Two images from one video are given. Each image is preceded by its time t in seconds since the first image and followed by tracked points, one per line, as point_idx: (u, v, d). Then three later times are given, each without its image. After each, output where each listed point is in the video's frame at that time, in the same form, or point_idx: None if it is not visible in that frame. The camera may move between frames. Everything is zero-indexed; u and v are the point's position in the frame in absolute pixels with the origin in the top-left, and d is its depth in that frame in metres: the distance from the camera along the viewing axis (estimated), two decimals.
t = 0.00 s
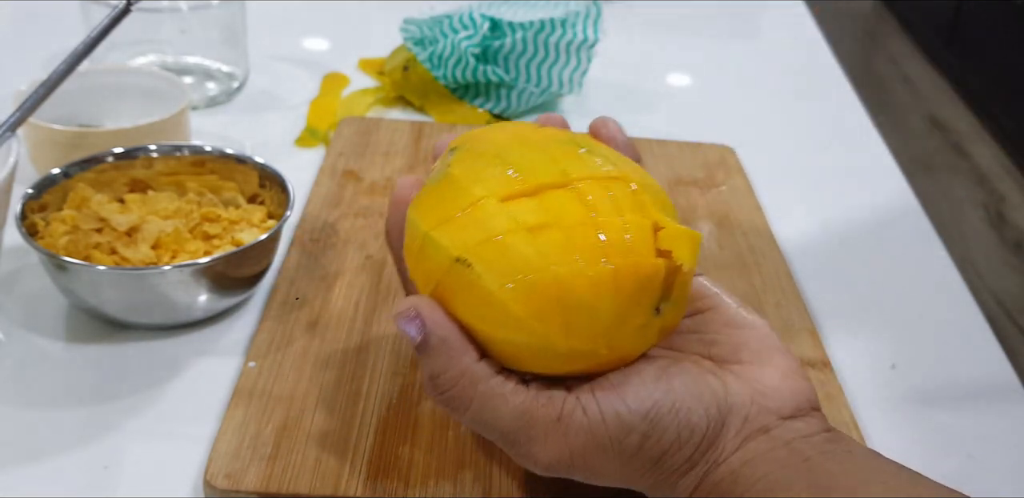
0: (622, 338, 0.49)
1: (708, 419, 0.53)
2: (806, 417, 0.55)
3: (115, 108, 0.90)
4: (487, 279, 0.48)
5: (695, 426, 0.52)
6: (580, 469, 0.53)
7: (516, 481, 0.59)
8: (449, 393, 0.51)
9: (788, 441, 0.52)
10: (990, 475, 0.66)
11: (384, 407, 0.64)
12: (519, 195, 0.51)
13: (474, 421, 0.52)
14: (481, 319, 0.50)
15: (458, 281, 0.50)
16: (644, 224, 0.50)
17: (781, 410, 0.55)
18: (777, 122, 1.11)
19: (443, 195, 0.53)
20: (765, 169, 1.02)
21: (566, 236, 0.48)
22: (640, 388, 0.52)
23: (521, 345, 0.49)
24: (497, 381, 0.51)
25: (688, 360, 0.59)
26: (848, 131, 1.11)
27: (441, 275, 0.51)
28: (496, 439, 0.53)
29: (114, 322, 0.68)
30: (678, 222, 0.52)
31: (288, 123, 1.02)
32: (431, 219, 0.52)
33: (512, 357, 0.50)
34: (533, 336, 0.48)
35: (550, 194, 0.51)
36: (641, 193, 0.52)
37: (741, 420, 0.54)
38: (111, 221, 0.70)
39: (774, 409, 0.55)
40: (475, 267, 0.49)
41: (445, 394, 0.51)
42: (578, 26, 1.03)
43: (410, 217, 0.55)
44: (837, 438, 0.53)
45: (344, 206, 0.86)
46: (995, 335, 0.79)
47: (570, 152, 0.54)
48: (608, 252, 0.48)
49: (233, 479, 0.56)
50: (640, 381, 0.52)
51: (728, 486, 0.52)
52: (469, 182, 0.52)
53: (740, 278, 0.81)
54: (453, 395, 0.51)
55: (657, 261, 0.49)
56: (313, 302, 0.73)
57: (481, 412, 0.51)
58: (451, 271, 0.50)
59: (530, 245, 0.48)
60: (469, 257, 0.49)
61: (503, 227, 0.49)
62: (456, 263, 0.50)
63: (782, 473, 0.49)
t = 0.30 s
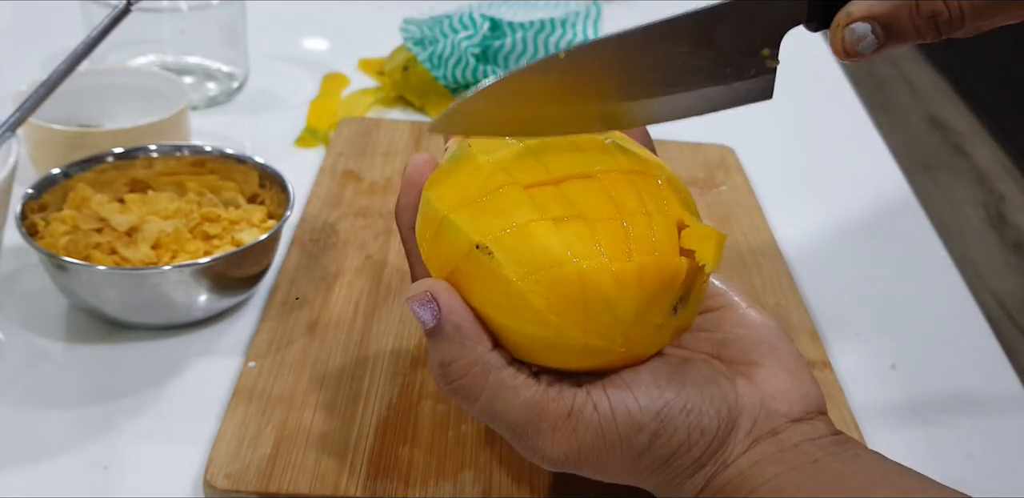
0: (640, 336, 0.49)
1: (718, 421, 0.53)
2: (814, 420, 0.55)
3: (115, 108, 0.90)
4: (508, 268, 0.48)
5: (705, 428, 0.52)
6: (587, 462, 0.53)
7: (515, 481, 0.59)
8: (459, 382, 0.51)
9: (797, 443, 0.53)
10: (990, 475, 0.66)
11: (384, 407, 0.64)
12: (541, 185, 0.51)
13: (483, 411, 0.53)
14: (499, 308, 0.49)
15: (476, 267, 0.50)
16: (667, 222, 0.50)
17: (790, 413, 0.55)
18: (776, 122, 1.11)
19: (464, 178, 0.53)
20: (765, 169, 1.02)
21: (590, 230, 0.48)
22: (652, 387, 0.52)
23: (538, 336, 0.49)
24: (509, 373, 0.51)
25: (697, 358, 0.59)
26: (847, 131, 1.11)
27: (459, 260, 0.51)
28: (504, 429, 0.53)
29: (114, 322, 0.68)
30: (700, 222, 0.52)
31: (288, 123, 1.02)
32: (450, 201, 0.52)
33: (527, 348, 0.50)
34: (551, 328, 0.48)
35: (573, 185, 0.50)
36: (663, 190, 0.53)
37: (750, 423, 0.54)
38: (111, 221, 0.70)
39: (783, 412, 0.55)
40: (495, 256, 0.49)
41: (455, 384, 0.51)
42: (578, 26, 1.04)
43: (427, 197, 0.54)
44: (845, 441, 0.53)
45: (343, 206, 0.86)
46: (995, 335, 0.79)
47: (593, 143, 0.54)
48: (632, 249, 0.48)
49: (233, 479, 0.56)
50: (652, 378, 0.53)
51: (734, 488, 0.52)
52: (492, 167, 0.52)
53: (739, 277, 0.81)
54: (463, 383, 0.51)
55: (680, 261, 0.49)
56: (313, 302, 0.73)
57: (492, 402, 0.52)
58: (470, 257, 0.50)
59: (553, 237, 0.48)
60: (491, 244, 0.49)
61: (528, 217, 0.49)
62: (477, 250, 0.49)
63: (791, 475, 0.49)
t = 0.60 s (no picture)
0: (650, 335, 0.50)
1: (726, 416, 0.53)
2: (822, 422, 0.55)
3: (115, 108, 0.90)
4: (520, 266, 0.49)
5: (713, 424, 0.53)
6: (593, 455, 0.53)
7: (515, 481, 0.59)
8: (468, 371, 0.51)
9: (805, 441, 0.53)
10: (992, 475, 0.66)
11: (384, 407, 0.64)
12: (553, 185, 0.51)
13: (491, 402, 0.52)
14: (510, 305, 0.50)
15: (489, 265, 0.50)
16: (678, 222, 0.50)
17: (798, 412, 0.55)
18: (776, 123, 1.11)
19: (479, 180, 0.53)
20: (766, 169, 1.02)
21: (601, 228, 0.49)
22: (660, 381, 0.52)
23: (548, 334, 0.49)
24: (520, 364, 0.51)
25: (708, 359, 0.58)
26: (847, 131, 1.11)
27: (471, 258, 0.51)
28: (512, 421, 0.53)
29: (114, 322, 0.68)
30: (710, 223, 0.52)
31: (288, 123, 1.02)
32: (463, 201, 0.52)
33: (538, 346, 0.51)
34: (561, 325, 0.49)
35: (584, 184, 0.50)
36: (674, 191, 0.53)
37: (758, 420, 0.54)
38: (111, 221, 0.70)
39: (791, 411, 0.55)
40: (507, 253, 0.49)
41: (465, 373, 0.51)
42: (577, 26, 1.04)
43: (440, 198, 0.55)
44: (851, 441, 0.53)
45: (344, 206, 0.86)
46: (995, 335, 0.79)
47: (606, 148, 0.54)
48: (643, 247, 0.48)
49: (233, 479, 0.56)
50: (660, 374, 0.53)
51: (741, 484, 0.52)
52: (505, 170, 0.53)
53: (739, 277, 0.81)
54: (473, 373, 0.51)
55: (688, 261, 0.49)
56: (313, 302, 0.73)
57: (501, 393, 0.52)
58: (483, 255, 0.50)
59: (564, 236, 0.48)
60: (503, 242, 0.49)
61: (540, 215, 0.49)
62: (489, 247, 0.50)
63: (791, 472, 0.50)
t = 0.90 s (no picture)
0: (665, 322, 0.49)
1: (731, 406, 0.53)
2: (821, 416, 0.55)
3: (115, 108, 0.90)
4: (539, 245, 0.48)
5: (716, 412, 0.52)
6: (600, 440, 0.53)
7: (516, 481, 0.59)
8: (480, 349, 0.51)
9: (806, 434, 0.53)
10: (992, 474, 0.66)
11: (385, 406, 0.64)
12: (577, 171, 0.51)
13: (501, 382, 0.52)
14: (527, 283, 0.49)
15: (508, 244, 0.50)
16: (697, 215, 0.50)
17: (799, 406, 0.55)
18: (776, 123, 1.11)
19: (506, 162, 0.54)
20: (765, 169, 1.02)
21: (621, 213, 0.48)
22: (668, 368, 0.52)
23: (564, 315, 0.49)
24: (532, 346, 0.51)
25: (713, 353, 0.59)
26: (847, 131, 1.11)
27: (491, 237, 0.51)
28: (520, 404, 0.53)
29: (114, 322, 0.68)
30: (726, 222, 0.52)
31: (288, 123, 1.02)
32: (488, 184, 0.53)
33: (552, 329, 0.50)
34: (577, 306, 0.48)
35: (605, 172, 0.50)
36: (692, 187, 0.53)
37: (761, 412, 0.54)
38: (111, 221, 0.70)
39: (792, 405, 0.55)
40: (528, 230, 0.49)
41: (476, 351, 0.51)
42: (577, 26, 1.04)
43: (467, 183, 0.55)
44: (853, 437, 0.53)
45: (343, 206, 0.86)
46: (996, 335, 0.79)
47: (630, 143, 0.55)
48: (663, 234, 0.48)
49: (233, 479, 0.56)
50: (668, 363, 0.52)
51: (743, 475, 0.51)
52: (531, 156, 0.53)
53: (739, 277, 0.81)
54: (484, 352, 0.50)
55: (708, 253, 0.49)
56: (313, 302, 0.73)
57: (511, 374, 0.51)
58: (502, 234, 0.50)
59: (585, 217, 0.48)
60: (525, 220, 0.49)
61: (563, 196, 0.49)
62: (509, 225, 0.49)
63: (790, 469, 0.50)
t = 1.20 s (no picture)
0: (616, 354, 0.50)
1: (708, 421, 0.53)
2: (809, 417, 0.55)
3: (115, 108, 0.90)
4: (484, 296, 0.49)
5: (693, 431, 0.52)
6: (581, 478, 0.53)
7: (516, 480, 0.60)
8: (444, 414, 0.51)
9: (792, 439, 0.53)
10: (990, 474, 0.66)
11: (384, 407, 0.64)
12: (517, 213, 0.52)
13: (471, 440, 0.52)
14: (475, 334, 0.50)
15: (454, 296, 0.50)
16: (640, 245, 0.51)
17: (785, 410, 0.55)
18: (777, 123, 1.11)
19: (447, 207, 0.54)
20: (765, 169, 1.02)
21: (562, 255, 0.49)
22: (634, 395, 0.51)
23: (515, 360, 0.50)
24: (491, 400, 0.51)
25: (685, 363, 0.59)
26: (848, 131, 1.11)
27: (437, 291, 0.51)
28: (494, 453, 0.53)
29: (115, 322, 0.68)
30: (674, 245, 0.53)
31: (288, 123, 1.02)
32: (430, 233, 0.53)
33: (504, 370, 0.51)
34: (526, 352, 0.49)
35: (549, 214, 0.51)
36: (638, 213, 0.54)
37: (743, 420, 0.54)
38: (111, 221, 0.70)
39: (776, 409, 0.55)
40: (471, 283, 0.50)
41: (442, 415, 0.51)
42: (578, 26, 1.03)
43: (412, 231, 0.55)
44: (843, 437, 0.53)
45: (343, 206, 0.86)
46: (996, 336, 0.79)
47: (575, 176, 0.55)
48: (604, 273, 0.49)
49: (233, 479, 0.56)
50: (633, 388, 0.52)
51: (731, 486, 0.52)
52: (469, 198, 0.53)
53: (739, 277, 0.81)
54: (449, 415, 0.51)
55: (653, 281, 0.50)
56: (313, 302, 0.73)
57: (479, 430, 0.51)
58: (448, 286, 0.51)
59: (526, 264, 0.49)
60: (466, 273, 0.50)
61: (501, 244, 0.50)
62: (452, 278, 0.50)
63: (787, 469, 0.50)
